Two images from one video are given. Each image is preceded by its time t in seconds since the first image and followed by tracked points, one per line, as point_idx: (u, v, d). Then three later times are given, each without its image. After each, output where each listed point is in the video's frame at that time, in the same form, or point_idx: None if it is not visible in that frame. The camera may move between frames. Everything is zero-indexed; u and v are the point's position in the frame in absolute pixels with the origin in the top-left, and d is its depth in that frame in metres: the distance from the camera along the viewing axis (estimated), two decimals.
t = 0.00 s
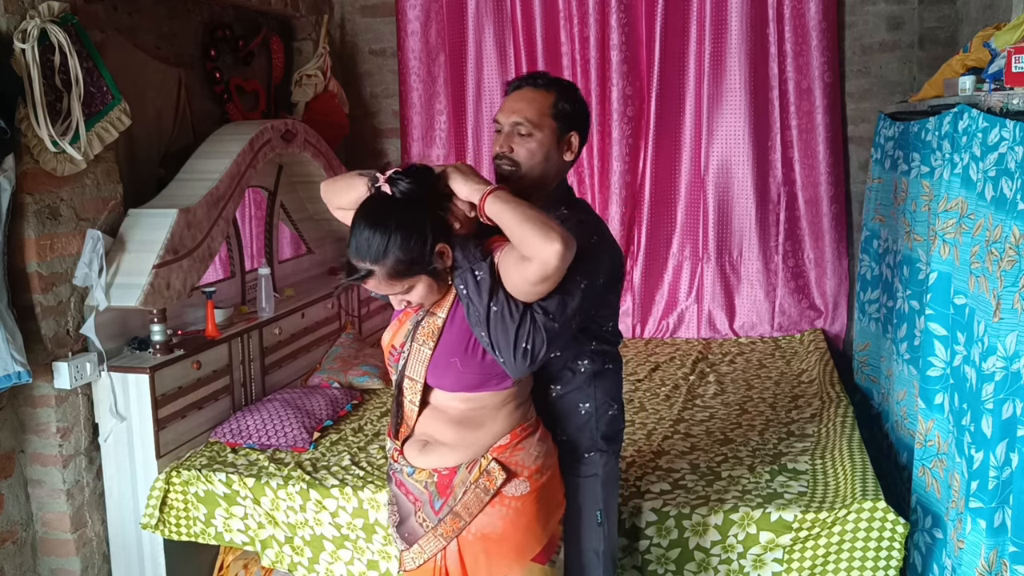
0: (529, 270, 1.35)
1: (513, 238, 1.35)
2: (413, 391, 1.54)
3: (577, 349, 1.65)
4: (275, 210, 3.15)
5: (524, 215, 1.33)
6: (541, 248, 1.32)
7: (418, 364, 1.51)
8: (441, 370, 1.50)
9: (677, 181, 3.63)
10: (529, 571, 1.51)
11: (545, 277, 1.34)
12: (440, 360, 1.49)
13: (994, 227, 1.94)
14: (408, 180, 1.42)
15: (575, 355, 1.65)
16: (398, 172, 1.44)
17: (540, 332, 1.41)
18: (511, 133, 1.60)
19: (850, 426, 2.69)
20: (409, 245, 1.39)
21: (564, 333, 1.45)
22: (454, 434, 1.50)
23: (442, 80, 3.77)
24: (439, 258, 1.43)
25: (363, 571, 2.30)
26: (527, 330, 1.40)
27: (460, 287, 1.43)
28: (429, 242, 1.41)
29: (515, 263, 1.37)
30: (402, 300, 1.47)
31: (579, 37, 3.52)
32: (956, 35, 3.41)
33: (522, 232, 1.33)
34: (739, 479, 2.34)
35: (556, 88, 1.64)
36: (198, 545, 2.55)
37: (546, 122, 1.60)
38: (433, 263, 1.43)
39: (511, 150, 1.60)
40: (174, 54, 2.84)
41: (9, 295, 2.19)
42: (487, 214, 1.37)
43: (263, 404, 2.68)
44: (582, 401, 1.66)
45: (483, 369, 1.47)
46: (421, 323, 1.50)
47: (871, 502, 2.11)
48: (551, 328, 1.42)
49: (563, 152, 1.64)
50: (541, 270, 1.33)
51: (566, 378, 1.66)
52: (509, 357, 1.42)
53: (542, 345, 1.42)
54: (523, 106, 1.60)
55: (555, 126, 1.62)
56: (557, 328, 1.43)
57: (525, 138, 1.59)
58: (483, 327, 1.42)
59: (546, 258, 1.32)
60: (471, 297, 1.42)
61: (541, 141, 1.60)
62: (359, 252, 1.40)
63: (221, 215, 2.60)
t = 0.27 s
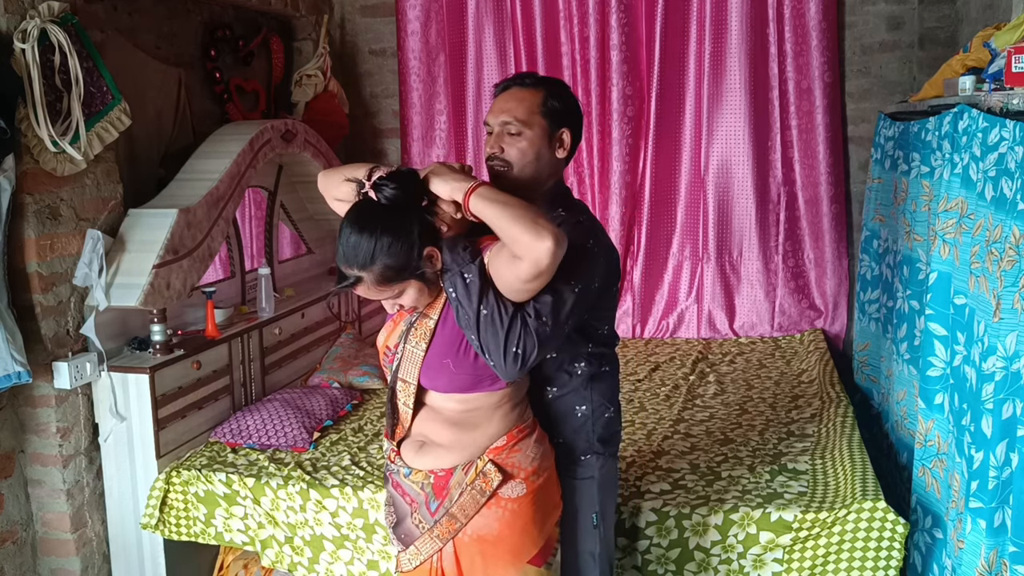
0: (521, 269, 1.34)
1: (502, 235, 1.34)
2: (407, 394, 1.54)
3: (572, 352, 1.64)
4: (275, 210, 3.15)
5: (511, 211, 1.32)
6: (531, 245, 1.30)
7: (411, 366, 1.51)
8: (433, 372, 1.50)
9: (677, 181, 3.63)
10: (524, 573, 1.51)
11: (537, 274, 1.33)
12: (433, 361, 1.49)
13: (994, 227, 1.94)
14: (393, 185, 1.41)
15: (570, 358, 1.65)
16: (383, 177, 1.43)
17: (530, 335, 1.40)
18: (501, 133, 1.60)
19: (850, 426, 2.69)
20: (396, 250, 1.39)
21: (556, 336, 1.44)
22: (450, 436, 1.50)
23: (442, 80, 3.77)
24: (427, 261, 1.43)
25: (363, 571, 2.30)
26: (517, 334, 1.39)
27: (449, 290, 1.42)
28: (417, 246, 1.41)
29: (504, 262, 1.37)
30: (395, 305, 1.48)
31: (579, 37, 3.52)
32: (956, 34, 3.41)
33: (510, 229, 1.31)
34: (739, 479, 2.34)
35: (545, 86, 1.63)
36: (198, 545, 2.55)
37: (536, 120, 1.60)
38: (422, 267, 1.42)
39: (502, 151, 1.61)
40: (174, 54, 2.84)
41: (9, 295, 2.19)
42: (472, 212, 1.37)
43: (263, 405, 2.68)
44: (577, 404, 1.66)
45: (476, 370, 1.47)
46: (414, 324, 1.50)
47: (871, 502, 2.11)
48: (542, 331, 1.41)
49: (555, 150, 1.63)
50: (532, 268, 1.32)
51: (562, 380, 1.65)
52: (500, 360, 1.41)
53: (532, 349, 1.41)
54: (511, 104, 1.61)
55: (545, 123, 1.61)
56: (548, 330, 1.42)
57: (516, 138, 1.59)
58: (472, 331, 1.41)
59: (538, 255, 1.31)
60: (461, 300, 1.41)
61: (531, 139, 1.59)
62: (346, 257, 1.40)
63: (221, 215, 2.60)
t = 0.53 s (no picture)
0: (523, 255, 1.32)
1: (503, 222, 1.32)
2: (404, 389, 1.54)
3: (572, 352, 1.64)
4: (275, 210, 3.14)
5: (514, 197, 1.31)
6: (535, 230, 1.29)
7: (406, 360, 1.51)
8: (428, 366, 1.49)
9: (677, 181, 3.63)
10: (524, 575, 1.51)
11: (540, 261, 1.31)
12: (427, 356, 1.49)
13: (993, 227, 1.94)
14: (385, 179, 1.43)
15: (571, 358, 1.64)
16: (376, 172, 1.44)
17: (521, 331, 1.38)
18: (504, 133, 1.60)
19: (850, 425, 2.69)
20: (387, 243, 1.39)
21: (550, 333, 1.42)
22: (447, 437, 1.50)
23: (442, 79, 3.77)
24: (420, 255, 1.42)
25: (363, 571, 2.30)
26: (508, 329, 1.37)
27: (441, 284, 1.39)
28: (409, 240, 1.41)
29: (504, 250, 1.35)
30: (389, 300, 1.49)
31: (578, 37, 3.52)
32: (956, 34, 3.41)
33: (513, 215, 1.30)
34: (739, 479, 2.34)
35: (549, 86, 1.63)
36: (198, 545, 2.55)
37: (538, 121, 1.60)
38: (414, 262, 1.42)
39: (506, 151, 1.60)
40: (174, 54, 2.84)
41: (9, 295, 2.19)
42: (472, 202, 1.35)
43: (263, 404, 2.67)
44: (578, 405, 1.66)
45: (470, 365, 1.46)
46: (410, 319, 1.51)
47: (871, 502, 2.11)
48: (534, 328, 1.39)
49: (556, 150, 1.63)
50: (537, 254, 1.30)
51: (562, 380, 1.65)
52: (490, 355, 1.40)
53: (523, 344, 1.39)
54: (513, 105, 1.61)
55: (547, 124, 1.61)
56: (540, 327, 1.40)
57: (518, 139, 1.60)
58: (464, 324, 1.39)
59: (542, 239, 1.29)
60: (452, 295, 1.38)
61: (533, 140, 1.60)
62: (338, 251, 1.41)
63: (221, 215, 2.60)
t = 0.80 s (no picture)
0: (487, 252, 1.31)
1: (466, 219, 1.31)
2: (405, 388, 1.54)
3: (573, 352, 1.64)
4: (275, 210, 3.14)
5: (472, 194, 1.29)
6: (490, 228, 1.27)
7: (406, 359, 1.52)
8: (427, 365, 1.49)
9: (677, 181, 3.63)
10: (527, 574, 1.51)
11: (503, 258, 1.30)
12: (426, 355, 1.49)
13: (994, 227, 1.94)
14: (375, 182, 1.43)
15: (574, 358, 1.65)
16: (366, 174, 1.44)
17: (518, 327, 1.36)
18: (506, 132, 1.60)
19: (850, 426, 2.69)
20: (382, 245, 1.41)
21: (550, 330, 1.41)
22: (448, 436, 1.50)
23: (442, 79, 3.77)
24: (417, 255, 1.44)
25: (363, 571, 2.29)
26: (505, 324, 1.35)
27: (438, 281, 1.38)
28: (403, 239, 1.42)
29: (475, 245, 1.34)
30: (391, 302, 1.50)
31: (579, 37, 3.52)
32: (956, 35, 3.41)
33: (471, 213, 1.29)
34: (739, 479, 2.34)
35: (552, 86, 1.64)
36: (198, 545, 2.55)
37: (540, 120, 1.60)
38: (412, 262, 1.44)
39: (508, 148, 1.60)
40: (174, 54, 2.84)
41: (9, 295, 2.19)
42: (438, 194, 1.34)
43: (263, 404, 2.67)
44: (580, 404, 1.65)
45: (469, 364, 1.46)
46: (410, 319, 1.51)
47: (871, 502, 2.11)
48: (533, 323, 1.37)
49: (559, 151, 1.63)
50: (496, 252, 1.29)
51: (565, 380, 1.65)
52: (486, 351, 1.37)
53: (521, 339, 1.37)
54: (518, 103, 1.61)
55: (549, 123, 1.61)
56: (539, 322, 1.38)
57: (520, 137, 1.59)
58: (460, 322, 1.37)
59: (497, 238, 1.28)
60: (449, 291, 1.37)
61: (535, 139, 1.59)
62: (336, 255, 1.44)
63: (221, 215, 2.60)
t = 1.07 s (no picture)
0: (494, 244, 1.32)
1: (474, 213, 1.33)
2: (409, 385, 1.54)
3: (575, 352, 1.64)
4: (275, 210, 3.14)
5: (476, 188, 1.31)
6: (495, 218, 1.29)
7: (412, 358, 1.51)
8: (433, 363, 1.49)
9: (677, 181, 3.63)
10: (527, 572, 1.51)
11: (511, 249, 1.32)
12: (432, 353, 1.48)
13: (994, 227, 1.94)
14: (378, 178, 1.43)
15: (577, 358, 1.64)
16: (369, 172, 1.45)
17: (524, 319, 1.38)
18: (515, 133, 1.59)
19: (850, 426, 2.69)
20: (389, 240, 1.40)
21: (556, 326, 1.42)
22: (451, 434, 1.50)
23: (442, 79, 3.77)
24: (425, 249, 1.43)
25: (363, 571, 2.29)
26: (511, 316, 1.37)
27: (445, 274, 1.39)
28: (410, 233, 1.42)
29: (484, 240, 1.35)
30: (399, 300, 1.49)
31: (579, 37, 3.52)
32: (956, 34, 3.41)
33: (478, 204, 1.30)
34: (739, 479, 2.34)
35: (563, 86, 1.62)
36: (198, 546, 2.55)
37: (549, 121, 1.58)
38: (420, 256, 1.43)
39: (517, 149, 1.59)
40: (174, 54, 2.84)
41: (9, 295, 2.19)
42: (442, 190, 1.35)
43: (263, 404, 2.67)
44: (581, 405, 1.65)
45: (474, 361, 1.46)
46: (415, 317, 1.50)
47: (871, 502, 2.11)
48: (538, 316, 1.39)
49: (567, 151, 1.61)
50: (503, 242, 1.31)
51: (566, 379, 1.65)
52: (491, 343, 1.38)
53: (526, 331, 1.38)
54: (527, 104, 1.60)
55: (559, 124, 1.59)
56: (545, 316, 1.40)
57: (529, 138, 1.58)
58: (466, 314, 1.39)
59: (501, 227, 1.29)
60: (456, 284, 1.38)
61: (544, 140, 1.58)
62: (344, 253, 1.43)
63: (221, 215, 2.60)
